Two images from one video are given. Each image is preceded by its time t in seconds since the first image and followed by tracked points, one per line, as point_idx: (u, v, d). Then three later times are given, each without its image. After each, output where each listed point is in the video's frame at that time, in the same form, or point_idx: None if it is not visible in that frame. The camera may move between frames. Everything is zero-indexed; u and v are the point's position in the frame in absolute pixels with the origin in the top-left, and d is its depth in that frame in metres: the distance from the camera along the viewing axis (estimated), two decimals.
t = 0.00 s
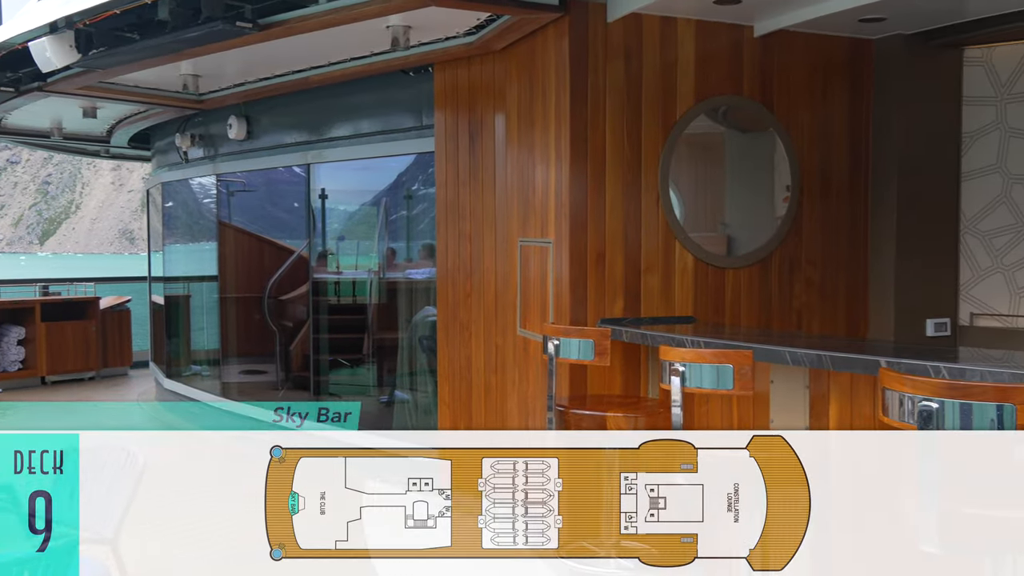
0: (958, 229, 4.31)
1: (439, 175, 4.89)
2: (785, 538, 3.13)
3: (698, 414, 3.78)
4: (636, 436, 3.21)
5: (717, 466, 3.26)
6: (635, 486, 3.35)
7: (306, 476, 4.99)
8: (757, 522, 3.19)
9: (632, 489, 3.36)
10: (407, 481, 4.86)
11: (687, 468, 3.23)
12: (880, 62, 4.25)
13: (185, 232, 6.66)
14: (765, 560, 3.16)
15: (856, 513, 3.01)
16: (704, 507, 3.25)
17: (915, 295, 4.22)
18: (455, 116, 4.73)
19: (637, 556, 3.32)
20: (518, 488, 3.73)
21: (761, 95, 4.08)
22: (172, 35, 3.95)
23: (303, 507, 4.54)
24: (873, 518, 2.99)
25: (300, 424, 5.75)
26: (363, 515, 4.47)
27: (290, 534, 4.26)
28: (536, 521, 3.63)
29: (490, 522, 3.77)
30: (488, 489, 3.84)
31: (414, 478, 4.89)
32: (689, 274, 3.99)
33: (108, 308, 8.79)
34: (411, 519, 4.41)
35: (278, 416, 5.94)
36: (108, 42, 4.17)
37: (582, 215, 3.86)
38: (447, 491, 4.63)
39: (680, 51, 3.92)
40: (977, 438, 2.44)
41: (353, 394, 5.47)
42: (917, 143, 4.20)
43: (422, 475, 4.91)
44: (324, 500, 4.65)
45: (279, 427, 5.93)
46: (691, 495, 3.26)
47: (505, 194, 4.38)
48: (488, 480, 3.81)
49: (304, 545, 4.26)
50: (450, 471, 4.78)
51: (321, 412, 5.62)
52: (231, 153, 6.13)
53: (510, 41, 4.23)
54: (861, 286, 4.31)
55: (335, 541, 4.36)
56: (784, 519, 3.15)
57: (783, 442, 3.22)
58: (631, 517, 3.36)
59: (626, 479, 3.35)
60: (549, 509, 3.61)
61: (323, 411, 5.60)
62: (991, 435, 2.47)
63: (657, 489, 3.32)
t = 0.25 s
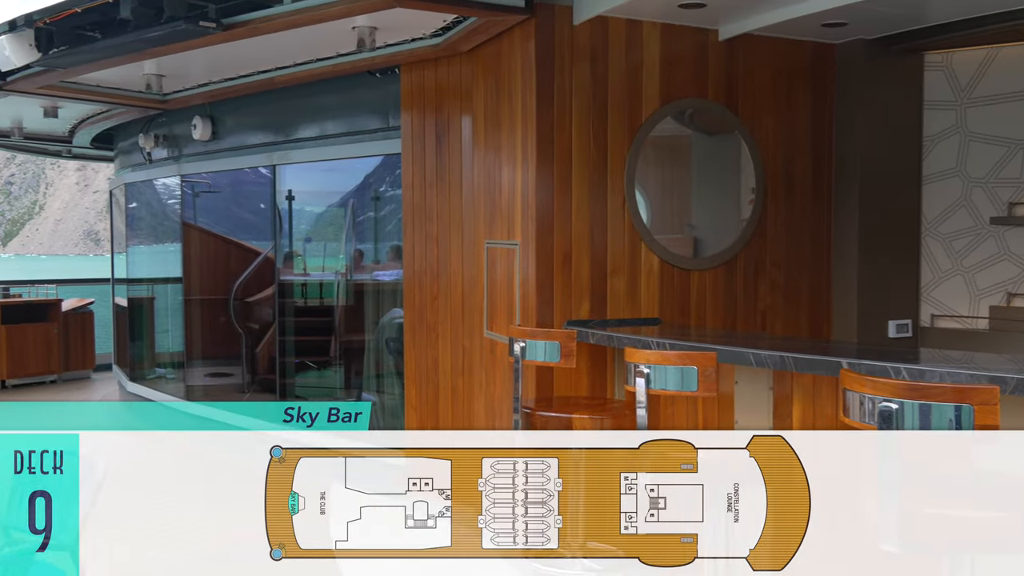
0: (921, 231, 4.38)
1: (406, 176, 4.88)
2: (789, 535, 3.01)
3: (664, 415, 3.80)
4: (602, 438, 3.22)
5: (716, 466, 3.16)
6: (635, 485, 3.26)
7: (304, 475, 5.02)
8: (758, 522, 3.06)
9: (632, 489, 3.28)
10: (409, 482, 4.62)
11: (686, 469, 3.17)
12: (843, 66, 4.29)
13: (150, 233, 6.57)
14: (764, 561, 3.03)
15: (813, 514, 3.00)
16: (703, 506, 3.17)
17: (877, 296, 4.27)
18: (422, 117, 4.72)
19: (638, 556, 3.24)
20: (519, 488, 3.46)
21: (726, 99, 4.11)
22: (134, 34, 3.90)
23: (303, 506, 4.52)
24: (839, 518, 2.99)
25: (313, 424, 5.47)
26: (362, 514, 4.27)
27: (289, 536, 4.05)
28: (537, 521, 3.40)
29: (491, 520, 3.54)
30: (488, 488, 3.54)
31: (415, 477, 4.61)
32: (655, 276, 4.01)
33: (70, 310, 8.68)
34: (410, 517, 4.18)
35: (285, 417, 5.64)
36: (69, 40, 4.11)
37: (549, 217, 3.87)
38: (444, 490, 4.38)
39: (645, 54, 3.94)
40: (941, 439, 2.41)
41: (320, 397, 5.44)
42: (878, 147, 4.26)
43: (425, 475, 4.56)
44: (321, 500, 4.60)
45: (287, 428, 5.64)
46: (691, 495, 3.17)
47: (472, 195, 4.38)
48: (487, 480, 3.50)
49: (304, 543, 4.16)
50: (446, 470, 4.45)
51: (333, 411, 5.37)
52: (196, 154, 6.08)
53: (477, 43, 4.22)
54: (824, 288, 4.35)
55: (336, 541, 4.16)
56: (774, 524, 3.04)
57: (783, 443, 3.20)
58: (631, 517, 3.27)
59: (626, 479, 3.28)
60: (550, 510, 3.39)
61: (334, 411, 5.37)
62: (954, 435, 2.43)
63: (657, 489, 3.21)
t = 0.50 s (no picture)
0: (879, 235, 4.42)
1: (370, 178, 4.86)
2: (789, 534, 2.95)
3: (628, 416, 3.82)
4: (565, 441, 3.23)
5: (717, 466, 3.07)
6: (636, 486, 3.20)
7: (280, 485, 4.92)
8: (757, 522, 3.04)
9: (633, 490, 3.21)
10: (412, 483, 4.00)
11: (686, 469, 3.06)
12: (804, 70, 4.33)
13: (110, 234, 6.47)
14: (767, 560, 3.00)
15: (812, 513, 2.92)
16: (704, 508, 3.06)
17: (839, 298, 4.32)
18: (386, 119, 4.70)
19: (638, 556, 3.17)
20: (519, 488, 3.35)
21: (689, 102, 4.14)
22: (92, 33, 3.85)
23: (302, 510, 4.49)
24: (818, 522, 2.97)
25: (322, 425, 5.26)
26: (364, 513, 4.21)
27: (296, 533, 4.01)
28: (536, 521, 3.35)
29: (490, 519, 3.39)
30: (487, 489, 3.39)
31: (415, 476, 4.01)
32: (618, 278, 4.03)
33: (29, 312, 8.54)
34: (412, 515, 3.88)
35: (295, 417, 5.40)
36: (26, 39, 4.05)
37: (513, 220, 3.87)
38: (450, 491, 3.79)
39: (609, 57, 3.96)
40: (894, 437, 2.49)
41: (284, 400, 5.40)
42: (839, 151, 4.31)
43: (423, 476, 3.94)
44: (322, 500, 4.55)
45: (296, 427, 5.43)
46: (693, 497, 3.07)
47: (436, 197, 4.37)
48: (487, 480, 3.35)
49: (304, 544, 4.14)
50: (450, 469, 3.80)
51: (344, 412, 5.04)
52: (157, 155, 6.01)
53: (441, 45, 4.22)
54: (786, 290, 4.40)
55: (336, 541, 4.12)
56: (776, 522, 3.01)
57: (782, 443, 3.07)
58: (631, 517, 3.22)
59: (626, 478, 3.22)
60: (549, 510, 3.35)
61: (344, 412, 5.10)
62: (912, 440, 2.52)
63: (658, 489, 3.15)
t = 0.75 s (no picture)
0: (839, 236, 4.48)
1: (332, 179, 4.83)
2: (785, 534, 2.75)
3: (591, 417, 3.83)
4: (527, 443, 3.23)
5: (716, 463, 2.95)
6: (635, 486, 3.14)
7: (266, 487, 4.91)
8: (757, 523, 2.88)
9: (632, 488, 3.14)
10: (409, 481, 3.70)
11: (686, 469, 2.95)
12: (764, 74, 4.38)
13: (67, 235, 6.38)
14: (766, 561, 2.85)
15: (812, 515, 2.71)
16: (703, 507, 2.97)
17: (798, 300, 4.36)
18: (348, 120, 4.68)
19: (638, 556, 3.04)
20: (519, 488, 3.18)
21: (650, 105, 4.17)
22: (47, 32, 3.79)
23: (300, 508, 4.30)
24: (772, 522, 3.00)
25: (326, 426, 4.81)
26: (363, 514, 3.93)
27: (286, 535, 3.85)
28: (536, 521, 3.20)
29: (488, 518, 3.22)
30: (486, 489, 3.22)
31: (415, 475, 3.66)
32: (581, 280, 4.04)
33: None
34: (413, 517, 3.57)
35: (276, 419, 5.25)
36: None
37: (475, 222, 3.86)
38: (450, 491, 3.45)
39: (571, 60, 3.97)
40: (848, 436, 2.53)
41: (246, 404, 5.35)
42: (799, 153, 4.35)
43: (424, 474, 3.60)
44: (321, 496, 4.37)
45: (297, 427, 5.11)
46: (693, 496, 2.99)
47: (399, 199, 4.35)
48: (486, 480, 3.17)
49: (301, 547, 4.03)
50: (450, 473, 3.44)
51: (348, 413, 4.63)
52: (115, 155, 5.93)
53: (403, 46, 4.20)
54: (747, 292, 4.44)
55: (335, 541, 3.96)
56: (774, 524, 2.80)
57: (782, 443, 2.77)
58: (631, 517, 3.08)
59: (627, 478, 3.17)
60: (549, 509, 3.20)
61: (344, 411, 4.69)
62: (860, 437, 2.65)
63: (657, 489, 3.06)
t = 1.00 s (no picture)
0: (797, 238, 4.53)
1: (292, 181, 4.79)
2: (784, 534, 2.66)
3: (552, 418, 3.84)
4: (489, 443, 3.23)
5: (716, 462, 2.83)
6: (635, 486, 2.96)
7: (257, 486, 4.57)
8: (755, 522, 2.73)
9: (632, 488, 2.96)
10: (405, 479, 3.27)
11: (687, 469, 2.85)
12: (723, 78, 4.42)
13: (20, 237, 6.14)
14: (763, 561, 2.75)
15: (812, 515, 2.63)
16: (704, 507, 2.81)
17: (757, 301, 4.40)
18: (308, 120, 4.65)
19: (637, 556, 2.88)
20: (520, 488, 2.95)
21: (611, 108, 4.19)
22: None
23: (304, 506, 3.51)
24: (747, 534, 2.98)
25: (324, 424, 4.34)
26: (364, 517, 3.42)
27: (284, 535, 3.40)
28: (536, 522, 2.93)
29: (488, 519, 3.00)
30: (485, 489, 3.02)
31: (415, 475, 3.24)
32: (542, 282, 4.04)
33: None
34: (409, 519, 3.27)
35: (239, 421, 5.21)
36: None
37: (437, 224, 3.85)
38: (447, 492, 3.10)
39: (532, 62, 3.98)
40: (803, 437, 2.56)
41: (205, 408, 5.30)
42: (757, 156, 4.39)
43: (421, 473, 3.20)
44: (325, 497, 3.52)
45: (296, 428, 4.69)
46: (695, 496, 2.83)
47: (359, 200, 4.33)
48: (486, 480, 2.98)
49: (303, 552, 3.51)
50: (449, 473, 3.09)
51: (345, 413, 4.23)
52: (70, 155, 5.84)
53: (363, 47, 4.18)
54: (706, 293, 4.48)
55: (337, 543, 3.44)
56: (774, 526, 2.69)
57: (780, 443, 2.71)
58: (630, 517, 2.92)
59: (626, 478, 2.97)
60: (550, 510, 2.94)
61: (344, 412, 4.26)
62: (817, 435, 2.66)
63: (657, 488, 2.93)
